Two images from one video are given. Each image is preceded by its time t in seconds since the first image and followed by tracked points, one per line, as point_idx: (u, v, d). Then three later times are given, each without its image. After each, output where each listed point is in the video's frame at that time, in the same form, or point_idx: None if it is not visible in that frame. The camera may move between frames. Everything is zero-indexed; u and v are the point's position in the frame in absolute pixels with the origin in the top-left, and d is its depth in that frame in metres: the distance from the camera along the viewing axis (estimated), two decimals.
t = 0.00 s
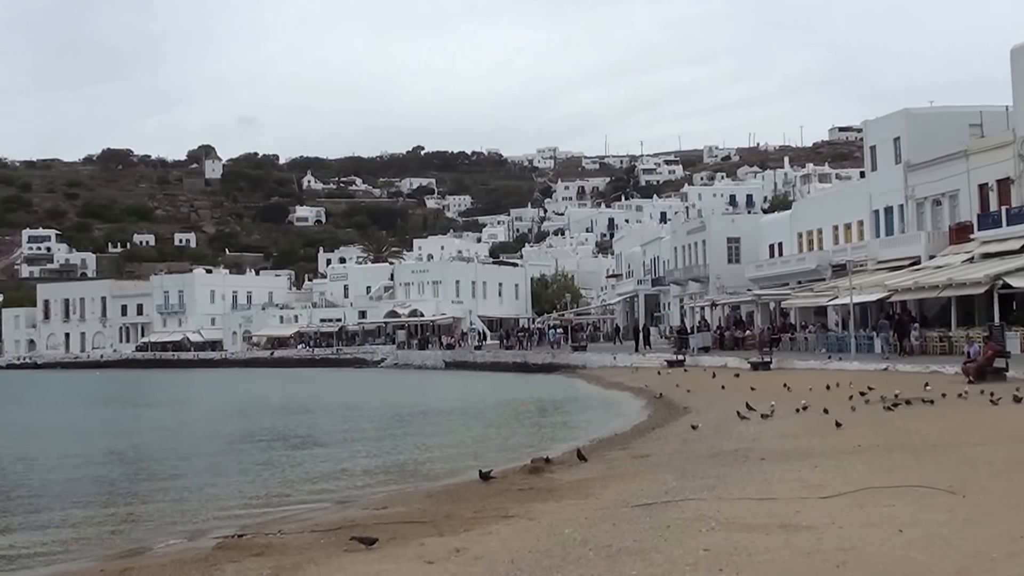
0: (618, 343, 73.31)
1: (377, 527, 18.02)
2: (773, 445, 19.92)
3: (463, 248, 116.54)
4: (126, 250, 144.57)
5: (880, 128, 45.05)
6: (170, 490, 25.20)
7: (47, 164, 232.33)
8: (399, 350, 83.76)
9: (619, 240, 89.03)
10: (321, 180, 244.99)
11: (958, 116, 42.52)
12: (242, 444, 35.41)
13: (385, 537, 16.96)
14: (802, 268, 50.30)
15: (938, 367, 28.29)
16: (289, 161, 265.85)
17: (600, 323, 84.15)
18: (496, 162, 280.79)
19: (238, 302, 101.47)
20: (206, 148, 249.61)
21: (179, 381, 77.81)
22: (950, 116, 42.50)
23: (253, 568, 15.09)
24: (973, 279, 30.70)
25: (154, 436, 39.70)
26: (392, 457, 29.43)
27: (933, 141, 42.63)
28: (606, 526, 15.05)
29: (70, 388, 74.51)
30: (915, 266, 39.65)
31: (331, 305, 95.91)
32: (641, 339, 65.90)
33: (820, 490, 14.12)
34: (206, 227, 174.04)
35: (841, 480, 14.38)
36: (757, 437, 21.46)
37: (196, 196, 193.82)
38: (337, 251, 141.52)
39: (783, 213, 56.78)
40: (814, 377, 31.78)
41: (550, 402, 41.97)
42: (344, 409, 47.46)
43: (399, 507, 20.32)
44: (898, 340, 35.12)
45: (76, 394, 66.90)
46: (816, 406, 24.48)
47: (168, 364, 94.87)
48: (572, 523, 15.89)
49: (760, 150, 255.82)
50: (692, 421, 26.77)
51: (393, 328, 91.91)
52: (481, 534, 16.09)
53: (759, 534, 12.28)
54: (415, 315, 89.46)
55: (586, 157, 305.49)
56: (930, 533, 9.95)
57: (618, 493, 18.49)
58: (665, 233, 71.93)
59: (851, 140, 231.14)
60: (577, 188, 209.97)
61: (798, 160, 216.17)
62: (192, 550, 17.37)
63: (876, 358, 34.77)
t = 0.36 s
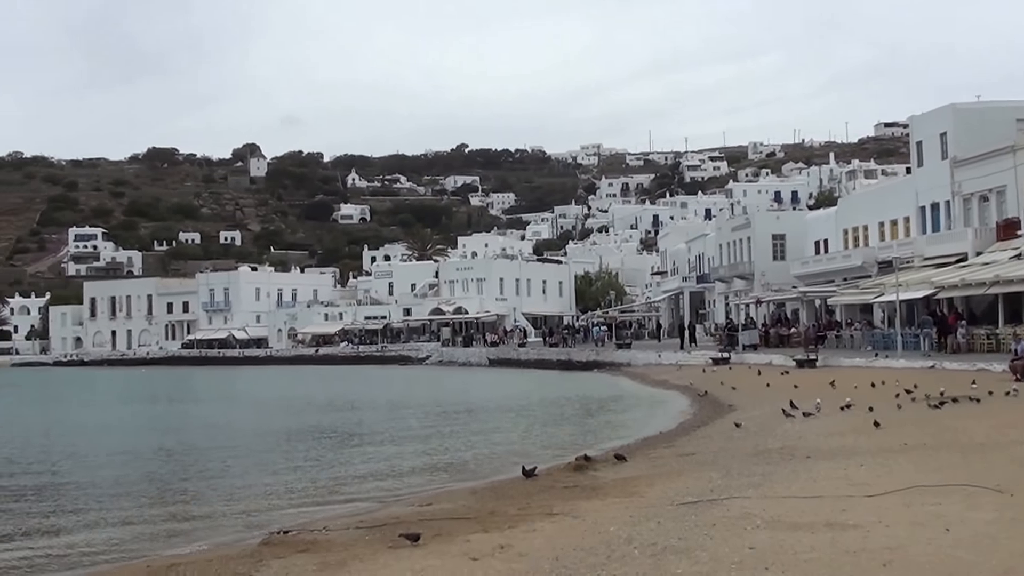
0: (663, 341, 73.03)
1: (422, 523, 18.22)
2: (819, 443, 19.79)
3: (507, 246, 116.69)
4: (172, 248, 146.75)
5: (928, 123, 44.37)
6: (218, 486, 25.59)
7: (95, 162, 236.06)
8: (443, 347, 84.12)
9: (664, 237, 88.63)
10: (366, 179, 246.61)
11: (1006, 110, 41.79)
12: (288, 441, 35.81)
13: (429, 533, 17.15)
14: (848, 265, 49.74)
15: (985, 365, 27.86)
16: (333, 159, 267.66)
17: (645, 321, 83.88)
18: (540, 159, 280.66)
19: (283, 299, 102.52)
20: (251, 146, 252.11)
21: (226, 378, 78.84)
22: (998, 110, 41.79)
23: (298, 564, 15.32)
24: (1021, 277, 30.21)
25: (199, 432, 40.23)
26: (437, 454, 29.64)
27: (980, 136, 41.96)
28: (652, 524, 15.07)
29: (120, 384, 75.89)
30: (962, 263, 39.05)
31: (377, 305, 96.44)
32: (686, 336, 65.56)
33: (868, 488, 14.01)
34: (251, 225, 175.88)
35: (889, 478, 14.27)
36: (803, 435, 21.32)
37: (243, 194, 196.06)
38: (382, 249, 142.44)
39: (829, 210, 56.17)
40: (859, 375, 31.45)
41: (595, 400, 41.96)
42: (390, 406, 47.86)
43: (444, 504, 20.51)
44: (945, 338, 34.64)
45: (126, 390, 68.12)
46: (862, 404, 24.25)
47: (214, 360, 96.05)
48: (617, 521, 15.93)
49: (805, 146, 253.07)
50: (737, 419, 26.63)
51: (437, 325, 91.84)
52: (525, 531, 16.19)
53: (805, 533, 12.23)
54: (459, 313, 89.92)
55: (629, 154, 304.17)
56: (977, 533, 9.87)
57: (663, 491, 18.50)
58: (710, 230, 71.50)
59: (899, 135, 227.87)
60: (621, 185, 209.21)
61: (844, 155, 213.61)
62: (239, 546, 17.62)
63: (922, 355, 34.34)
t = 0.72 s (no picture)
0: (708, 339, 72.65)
1: (468, 520, 18.37)
2: (865, 442, 19.65)
3: (551, 244, 116.63)
4: (218, 246, 148.76)
5: (975, 119, 43.70)
6: (266, 483, 25.93)
7: (141, 161, 239.38)
8: (487, 345, 84.43)
9: (709, 235, 88.14)
10: (410, 177, 247.78)
11: None
12: (334, 438, 36.18)
13: (474, 531, 17.30)
14: (894, 263, 49.14)
15: None
16: (377, 159, 269.13)
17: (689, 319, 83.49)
18: (584, 157, 280.09)
19: (327, 297, 103.45)
20: (295, 145, 254.34)
21: (272, 376, 79.77)
22: None
23: (342, 561, 15.53)
24: None
25: (244, 430, 40.70)
26: (481, 452, 29.79)
27: None
28: (697, 523, 15.06)
29: (169, 382, 77.08)
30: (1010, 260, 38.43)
31: (421, 303, 97.09)
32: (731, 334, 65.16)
33: (915, 488, 13.90)
34: (296, 224, 177.49)
35: (937, 477, 14.18)
36: (848, 434, 21.20)
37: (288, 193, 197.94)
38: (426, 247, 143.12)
39: (874, 207, 55.53)
40: (905, 374, 31.10)
41: (640, 398, 41.95)
42: (434, 403, 48.20)
43: (489, 501, 20.68)
44: (993, 337, 34.15)
45: (175, 388, 69.17)
46: (909, 402, 24.02)
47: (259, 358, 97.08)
48: (662, 520, 15.94)
49: (853, 142, 249.92)
50: (781, 418, 26.50)
51: (482, 323, 92.55)
52: (570, 529, 16.26)
53: (851, 532, 12.18)
54: (503, 310, 89.48)
55: (673, 151, 302.32)
56: None
57: (708, 490, 18.47)
58: (755, 227, 70.94)
59: (947, 131, 224.50)
60: (665, 183, 208.10)
61: (891, 152, 210.82)
62: (286, 543, 17.90)
63: (969, 354, 33.90)
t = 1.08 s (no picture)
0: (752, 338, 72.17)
1: (513, 519, 18.48)
2: (910, 441, 19.51)
3: (594, 242, 116.38)
4: (263, 245, 150.44)
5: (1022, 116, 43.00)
6: (312, 481, 26.24)
7: (187, 160, 242.35)
8: (530, 344, 84.65)
9: (753, 233, 87.55)
10: (454, 176, 248.70)
11: None
12: (378, 435, 36.59)
13: (517, 529, 17.42)
14: (939, 262, 48.52)
15: None
16: (420, 157, 270.13)
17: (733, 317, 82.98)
18: (628, 155, 279.19)
19: (372, 295, 104.22)
20: (338, 144, 256.03)
21: (318, 374, 80.56)
22: None
23: (387, 558, 15.72)
24: None
25: (289, 428, 41.11)
26: (523, 451, 29.87)
27: None
28: (743, 522, 15.06)
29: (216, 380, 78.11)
30: None
31: (465, 301, 97.51)
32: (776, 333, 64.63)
33: (961, 488, 13.82)
34: (339, 223, 178.79)
35: (985, 477, 14.08)
36: (894, 433, 21.02)
37: (333, 192, 199.62)
38: (470, 245, 143.60)
39: (919, 205, 54.81)
40: (951, 372, 30.73)
41: (682, 397, 41.86)
42: (477, 401, 48.41)
43: (534, 499, 20.81)
44: None
45: (223, 386, 70.15)
46: (953, 402, 23.78)
47: (304, 356, 97.95)
48: (706, 519, 15.94)
49: (900, 139, 246.53)
50: (824, 417, 26.30)
51: (526, 321, 92.78)
52: (614, 528, 16.34)
53: (896, 531, 12.15)
54: (547, 309, 89.96)
55: (717, 148, 299.95)
56: None
57: (752, 488, 18.46)
58: (800, 225, 70.29)
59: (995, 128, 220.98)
60: (709, 180, 206.80)
61: (938, 148, 207.90)
62: (331, 540, 18.16)
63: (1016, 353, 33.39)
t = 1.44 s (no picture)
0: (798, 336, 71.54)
1: (557, 517, 18.62)
2: (958, 440, 19.35)
3: (639, 240, 115.91)
4: (309, 244, 151.80)
5: None
6: (359, 479, 26.59)
7: (232, 160, 244.79)
8: (575, 342, 84.66)
9: (798, 231, 86.76)
10: (497, 174, 249.06)
11: None
12: (423, 434, 36.85)
13: (562, 529, 17.54)
14: (986, 260, 47.80)
15: None
16: (465, 156, 270.68)
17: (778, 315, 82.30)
18: (672, 153, 277.65)
19: (417, 294, 104.74)
20: (383, 143, 257.30)
21: (363, 373, 81.14)
22: None
23: (432, 556, 15.91)
24: None
25: (335, 427, 41.59)
26: (568, 449, 29.97)
27: None
28: (788, 522, 15.05)
29: (263, 378, 79.07)
30: None
31: (509, 300, 97.75)
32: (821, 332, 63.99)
33: (1010, 489, 13.75)
34: (384, 222, 179.80)
35: None
36: (941, 432, 20.83)
37: (378, 191, 200.91)
38: (513, 244, 143.84)
39: (966, 202, 53.99)
40: (999, 372, 30.29)
41: (726, 396, 41.68)
42: (521, 401, 48.52)
43: (579, 498, 20.91)
44: None
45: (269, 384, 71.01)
46: (1001, 401, 23.47)
47: (349, 354, 98.74)
48: (750, 518, 15.96)
49: (948, 135, 242.91)
50: (870, 417, 26.09)
51: (570, 320, 92.77)
52: (659, 528, 16.42)
53: (943, 531, 12.17)
54: (591, 308, 89.91)
55: (764, 146, 297.06)
56: None
57: (798, 488, 18.45)
58: (846, 223, 69.50)
59: None
60: (754, 178, 205.11)
61: (987, 145, 204.55)
62: (375, 539, 18.40)
63: None
